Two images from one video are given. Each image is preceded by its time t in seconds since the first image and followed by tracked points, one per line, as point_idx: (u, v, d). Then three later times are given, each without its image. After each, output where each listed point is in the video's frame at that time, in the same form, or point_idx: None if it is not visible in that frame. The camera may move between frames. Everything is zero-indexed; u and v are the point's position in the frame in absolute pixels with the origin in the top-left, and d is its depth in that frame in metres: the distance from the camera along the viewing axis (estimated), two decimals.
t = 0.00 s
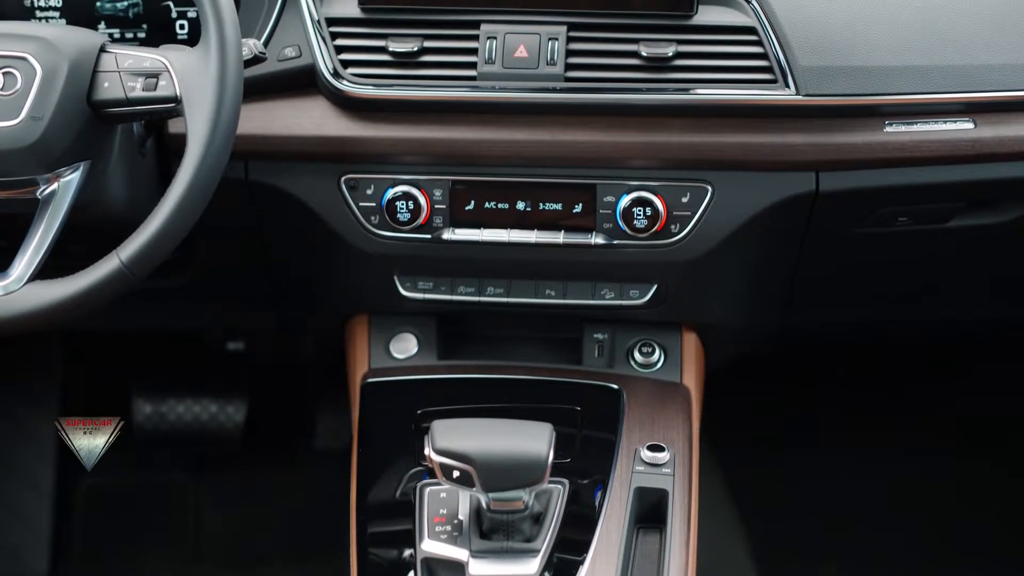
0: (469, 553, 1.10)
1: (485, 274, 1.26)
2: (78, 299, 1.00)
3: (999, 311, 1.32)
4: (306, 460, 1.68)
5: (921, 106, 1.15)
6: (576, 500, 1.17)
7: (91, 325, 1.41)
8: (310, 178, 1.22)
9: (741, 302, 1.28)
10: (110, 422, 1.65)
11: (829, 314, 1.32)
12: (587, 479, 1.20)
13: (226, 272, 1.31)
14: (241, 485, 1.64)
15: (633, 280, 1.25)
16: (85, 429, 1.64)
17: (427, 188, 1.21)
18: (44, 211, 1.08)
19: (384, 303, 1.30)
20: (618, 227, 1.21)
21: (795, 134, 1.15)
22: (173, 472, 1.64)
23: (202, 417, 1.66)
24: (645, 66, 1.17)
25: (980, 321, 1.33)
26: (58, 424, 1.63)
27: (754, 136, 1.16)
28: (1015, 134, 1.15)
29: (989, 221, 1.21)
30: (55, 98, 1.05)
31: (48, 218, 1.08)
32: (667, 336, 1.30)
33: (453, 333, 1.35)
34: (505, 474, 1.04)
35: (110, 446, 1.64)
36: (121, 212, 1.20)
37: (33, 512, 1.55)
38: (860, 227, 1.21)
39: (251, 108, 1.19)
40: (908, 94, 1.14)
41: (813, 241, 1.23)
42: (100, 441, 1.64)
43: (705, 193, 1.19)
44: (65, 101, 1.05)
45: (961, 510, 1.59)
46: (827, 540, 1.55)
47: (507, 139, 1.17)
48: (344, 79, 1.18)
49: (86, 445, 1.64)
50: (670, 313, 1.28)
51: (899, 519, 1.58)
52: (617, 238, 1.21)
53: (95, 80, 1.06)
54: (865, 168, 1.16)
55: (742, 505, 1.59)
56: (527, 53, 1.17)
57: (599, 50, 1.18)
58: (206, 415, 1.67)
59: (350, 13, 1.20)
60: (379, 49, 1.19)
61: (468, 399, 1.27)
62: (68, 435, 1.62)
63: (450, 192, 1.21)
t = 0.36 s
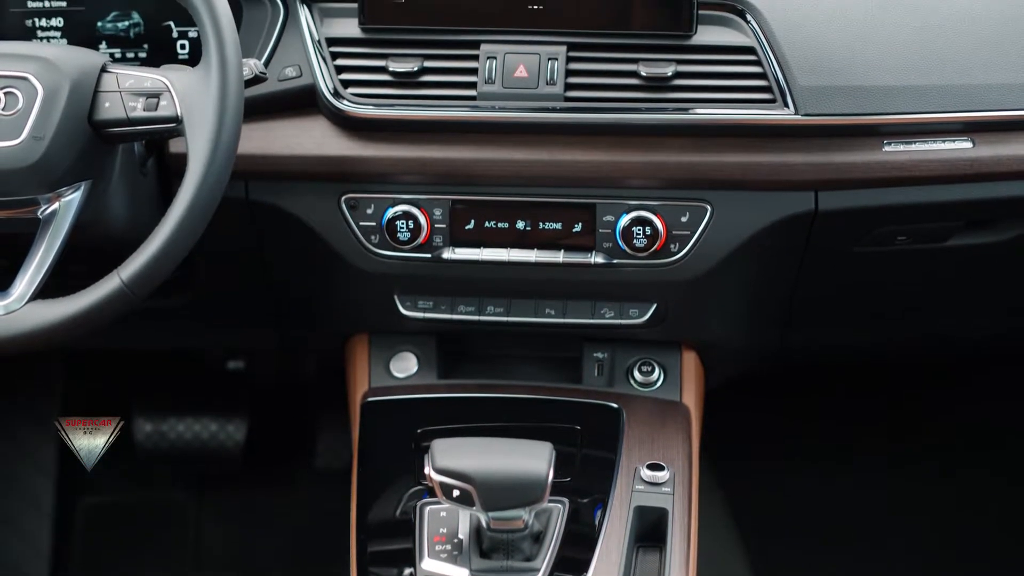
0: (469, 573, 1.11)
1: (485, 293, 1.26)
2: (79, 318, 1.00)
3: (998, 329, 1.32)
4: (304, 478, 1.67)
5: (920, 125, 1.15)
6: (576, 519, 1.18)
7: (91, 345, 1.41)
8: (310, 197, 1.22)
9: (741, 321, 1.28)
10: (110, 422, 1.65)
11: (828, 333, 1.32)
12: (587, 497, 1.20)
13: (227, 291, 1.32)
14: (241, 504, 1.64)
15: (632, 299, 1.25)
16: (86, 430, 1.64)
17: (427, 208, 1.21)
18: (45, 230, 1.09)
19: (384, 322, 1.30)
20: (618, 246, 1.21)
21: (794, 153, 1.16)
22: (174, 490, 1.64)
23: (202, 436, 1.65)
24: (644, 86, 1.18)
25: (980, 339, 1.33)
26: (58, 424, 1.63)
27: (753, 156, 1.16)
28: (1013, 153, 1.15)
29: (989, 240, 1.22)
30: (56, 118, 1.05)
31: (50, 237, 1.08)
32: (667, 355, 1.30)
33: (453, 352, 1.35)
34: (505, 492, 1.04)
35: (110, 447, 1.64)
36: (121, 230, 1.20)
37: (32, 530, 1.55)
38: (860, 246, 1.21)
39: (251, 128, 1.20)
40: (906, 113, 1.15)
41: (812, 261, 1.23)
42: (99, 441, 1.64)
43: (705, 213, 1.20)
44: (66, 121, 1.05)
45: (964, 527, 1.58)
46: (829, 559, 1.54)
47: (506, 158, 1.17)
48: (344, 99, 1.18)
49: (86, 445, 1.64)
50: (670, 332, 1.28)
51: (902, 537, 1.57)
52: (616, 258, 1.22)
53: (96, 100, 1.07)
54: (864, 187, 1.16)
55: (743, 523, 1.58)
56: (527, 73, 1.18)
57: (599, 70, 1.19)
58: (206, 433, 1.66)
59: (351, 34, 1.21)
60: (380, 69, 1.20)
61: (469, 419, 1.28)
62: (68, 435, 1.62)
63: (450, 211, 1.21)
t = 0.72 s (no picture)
0: None
1: (485, 312, 1.26)
2: (78, 338, 1.00)
3: (998, 349, 1.32)
4: (305, 497, 1.67)
5: (919, 145, 1.15)
6: (575, 539, 1.20)
7: (91, 364, 1.41)
8: (310, 217, 1.22)
9: (741, 340, 1.28)
10: (110, 422, 1.63)
11: (828, 353, 1.32)
12: (587, 517, 1.22)
13: (227, 310, 1.32)
14: (241, 523, 1.63)
15: (632, 319, 1.25)
16: (86, 429, 1.64)
17: (427, 227, 1.22)
18: (47, 250, 1.09)
19: (384, 342, 1.30)
20: (617, 266, 1.21)
21: (793, 173, 1.16)
22: (174, 509, 1.64)
23: (202, 456, 1.65)
24: (644, 106, 1.18)
25: (980, 359, 1.33)
26: (58, 424, 1.64)
27: (753, 176, 1.16)
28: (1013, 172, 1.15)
29: (987, 260, 1.22)
30: (57, 138, 1.06)
31: (51, 257, 1.08)
32: (667, 374, 1.30)
33: (453, 372, 1.36)
34: (505, 512, 1.04)
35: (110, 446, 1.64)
36: (122, 250, 1.20)
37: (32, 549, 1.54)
38: (859, 265, 1.21)
39: (252, 148, 1.20)
40: (905, 133, 1.15)
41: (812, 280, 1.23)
42: (99, 441, 1.65)
43: (704, 232, 1.20)
44: (67, 141, 1.06)
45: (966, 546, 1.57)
46: None
47: (505, 178, 1.18)
48: (345, 119, 1.19)
49: (86, 444, 1.64)
50: (669, 352, 1.28)
51: (903, 556, 1.57)
52: (616, 277, 1.22)
53: (97, 120, 1.07)
54: (863, 208, 1.17)
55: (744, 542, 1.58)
56: (527, 94, 1.19)
57: (599, 91, 1.19)
58: (206, 452, 1.66)
59: (352, 54, 1.23)
60: (379, 89, 1.21)
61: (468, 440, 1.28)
62: (68, 435, 1.63)
63: (450, 231, 1.21)
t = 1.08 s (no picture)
0: None
1: (485, 332, 1.26)
2: (78, 358, 1.01)
3: (998, 369, 1.32)
4: (305, 517, 1.66)
5: (919, 164, 1.15)
6: (576, 558, 1.20)
7: (92, 383, 1.41)
8: (310, 238, 1.23)
9: (742, 360, 1.28)
10: (110, 422, 1.65)
11: (829, 371, 1.32)
12: (587, 536, 1.22)
13: (227, 331, 1.32)
14: (241, 541, 1.62)
15: (632, 338, 1.25)
16: (86, 430, 1.65)
17: (427, 247, 1.22)
18: (48, 270, 1.09)
19: (385, 362, 1.30)
20: (617, 286, 1.21)
21: (793, 193, 1.16)
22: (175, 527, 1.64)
23: (202, 475, 1.65)
24: (644, 126, 1.19)
25: (979, 378, 1.33)
26: (58, 424, 1.65)
27: (752, 196, 1.16)
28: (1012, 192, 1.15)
29: (986, 279, 1.22)
30: (58, 158, 1.06)
31: (52, 277, 1.08)
32: (667, 395, 1.31)
33: (454, 391, 1.36)
34: (505, 532, 1.04)
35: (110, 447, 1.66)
36: (123, 270, 1.21)
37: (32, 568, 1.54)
38: (859, 284, 1.22)
39: (252, 169, 1.20)
40: (906, 152, 1.15)
41: (811, 300, 1.24)
42: (98, 441, 1.66)
43: (703, 253, 1.20)
44: (68, 162, 1.06)
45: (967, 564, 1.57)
46: None
47: (505, 199, 1.18)
48: (346, 139, 1.19)
49: (86, 445, 1.65)
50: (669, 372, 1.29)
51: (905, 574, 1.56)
52: (616, 297, 1.22)
53: (98, 141, 1.07)
54: (863, 227, 1.17)
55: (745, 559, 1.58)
56: (527, 114, 1.19)
57: (598, 111, 1.20)
58: (207, 472, 1.65)
59: (353, 74, 1.23)
60: (380, 109, 1.21)
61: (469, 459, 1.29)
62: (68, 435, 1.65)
63: (450, 251, 1.22)
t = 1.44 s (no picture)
0: None
1: (485, 353, 1.27)
2: (79, 380, 1.01)
3: (997, 389, 1.32)
4: (305, 539, 1.65)
5: (918, 185, 1.15)
6: None
7: (92, 402, 1.41)
8: (310, 258, 1.23)
9: (741, 379, 1.29)
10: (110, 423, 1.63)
11: (828, 391, 1.32)
12: (587, 556, 1.23)
13: (227, 351, 1.32)
14: (241, 561, 1.62)
15: (632, 358, 1.26)
16: (86, 430, 1.63)
17: (427, 268, 1.22)
18: (48, 292, 1.09)
19: (385, 382, 1.31)
20: (616, 306, 1.22)
21: (792, 213, 1.16)
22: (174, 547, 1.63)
23: (202, 495, 1.66)
24: (643, 147, 1.19)
25: (978, 397, 1.34)
26: (57, 423, 1.63)
27: (751, 217, 1.16)
28: (1009, 212, 1.16)
29: (985, 299, 1.22)
30: (60, 179, 1.06)
31: (53, 298, 1.08)
32: (666, 415, 1.31)
33: (454, 411, 1.36)
34: (502, 552, 1.11)
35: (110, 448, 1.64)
36: (124, 290, 1.21)
37: None
38: (858, 304, 1.22)
39: (253, 190, 1.21)
40: (905, 173, 1.15)
41: (810, 320, 1.24)
42: (98, 441, 1.64)
43: (702, 273, 1.20)
44: (70, 182, 1.06)
45: None
46: None
47: (505, 220, 1.18)
48: (346, 160, 1.20)
49: (85, 444, 1.63)
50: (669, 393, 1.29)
51: None
52: (615, 317, 1.22)
53: (100, 162, 1.08)
54: (863, 247, 1.17)
55: None
56: (527, 135, 1.20)
57: (598, 132, 1.20)
58: (207, 492, 1.66)
59: (353, 96, 1.24)
60: (380, 131, 1.22)
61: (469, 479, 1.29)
62: (68, 435, 1.62)
63: (450, 272, 1.22)
